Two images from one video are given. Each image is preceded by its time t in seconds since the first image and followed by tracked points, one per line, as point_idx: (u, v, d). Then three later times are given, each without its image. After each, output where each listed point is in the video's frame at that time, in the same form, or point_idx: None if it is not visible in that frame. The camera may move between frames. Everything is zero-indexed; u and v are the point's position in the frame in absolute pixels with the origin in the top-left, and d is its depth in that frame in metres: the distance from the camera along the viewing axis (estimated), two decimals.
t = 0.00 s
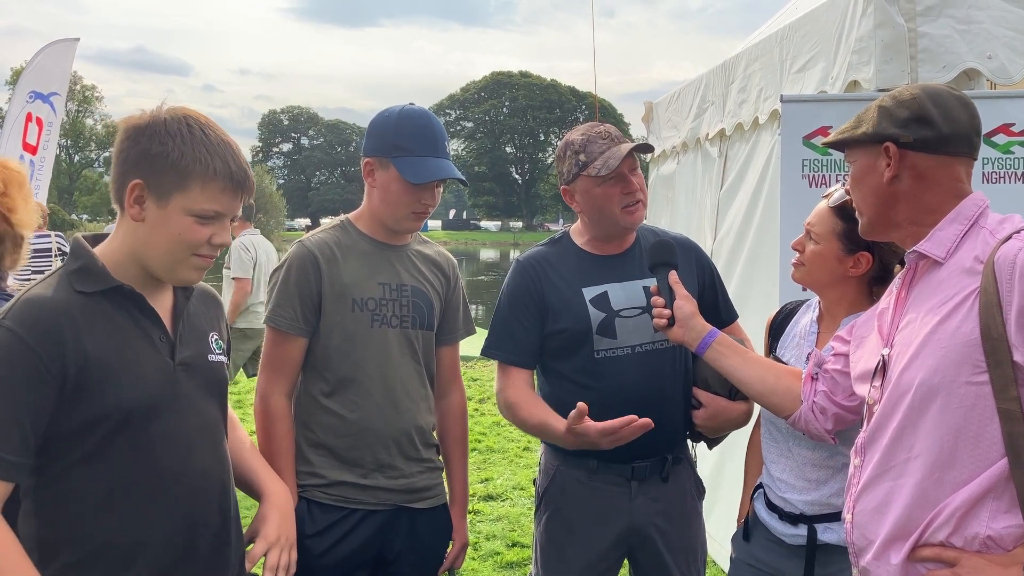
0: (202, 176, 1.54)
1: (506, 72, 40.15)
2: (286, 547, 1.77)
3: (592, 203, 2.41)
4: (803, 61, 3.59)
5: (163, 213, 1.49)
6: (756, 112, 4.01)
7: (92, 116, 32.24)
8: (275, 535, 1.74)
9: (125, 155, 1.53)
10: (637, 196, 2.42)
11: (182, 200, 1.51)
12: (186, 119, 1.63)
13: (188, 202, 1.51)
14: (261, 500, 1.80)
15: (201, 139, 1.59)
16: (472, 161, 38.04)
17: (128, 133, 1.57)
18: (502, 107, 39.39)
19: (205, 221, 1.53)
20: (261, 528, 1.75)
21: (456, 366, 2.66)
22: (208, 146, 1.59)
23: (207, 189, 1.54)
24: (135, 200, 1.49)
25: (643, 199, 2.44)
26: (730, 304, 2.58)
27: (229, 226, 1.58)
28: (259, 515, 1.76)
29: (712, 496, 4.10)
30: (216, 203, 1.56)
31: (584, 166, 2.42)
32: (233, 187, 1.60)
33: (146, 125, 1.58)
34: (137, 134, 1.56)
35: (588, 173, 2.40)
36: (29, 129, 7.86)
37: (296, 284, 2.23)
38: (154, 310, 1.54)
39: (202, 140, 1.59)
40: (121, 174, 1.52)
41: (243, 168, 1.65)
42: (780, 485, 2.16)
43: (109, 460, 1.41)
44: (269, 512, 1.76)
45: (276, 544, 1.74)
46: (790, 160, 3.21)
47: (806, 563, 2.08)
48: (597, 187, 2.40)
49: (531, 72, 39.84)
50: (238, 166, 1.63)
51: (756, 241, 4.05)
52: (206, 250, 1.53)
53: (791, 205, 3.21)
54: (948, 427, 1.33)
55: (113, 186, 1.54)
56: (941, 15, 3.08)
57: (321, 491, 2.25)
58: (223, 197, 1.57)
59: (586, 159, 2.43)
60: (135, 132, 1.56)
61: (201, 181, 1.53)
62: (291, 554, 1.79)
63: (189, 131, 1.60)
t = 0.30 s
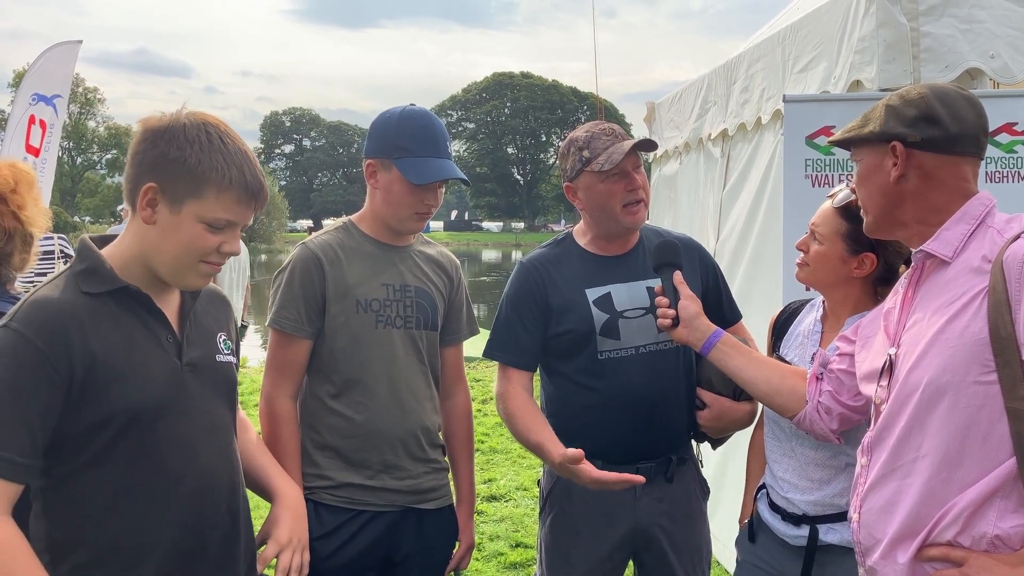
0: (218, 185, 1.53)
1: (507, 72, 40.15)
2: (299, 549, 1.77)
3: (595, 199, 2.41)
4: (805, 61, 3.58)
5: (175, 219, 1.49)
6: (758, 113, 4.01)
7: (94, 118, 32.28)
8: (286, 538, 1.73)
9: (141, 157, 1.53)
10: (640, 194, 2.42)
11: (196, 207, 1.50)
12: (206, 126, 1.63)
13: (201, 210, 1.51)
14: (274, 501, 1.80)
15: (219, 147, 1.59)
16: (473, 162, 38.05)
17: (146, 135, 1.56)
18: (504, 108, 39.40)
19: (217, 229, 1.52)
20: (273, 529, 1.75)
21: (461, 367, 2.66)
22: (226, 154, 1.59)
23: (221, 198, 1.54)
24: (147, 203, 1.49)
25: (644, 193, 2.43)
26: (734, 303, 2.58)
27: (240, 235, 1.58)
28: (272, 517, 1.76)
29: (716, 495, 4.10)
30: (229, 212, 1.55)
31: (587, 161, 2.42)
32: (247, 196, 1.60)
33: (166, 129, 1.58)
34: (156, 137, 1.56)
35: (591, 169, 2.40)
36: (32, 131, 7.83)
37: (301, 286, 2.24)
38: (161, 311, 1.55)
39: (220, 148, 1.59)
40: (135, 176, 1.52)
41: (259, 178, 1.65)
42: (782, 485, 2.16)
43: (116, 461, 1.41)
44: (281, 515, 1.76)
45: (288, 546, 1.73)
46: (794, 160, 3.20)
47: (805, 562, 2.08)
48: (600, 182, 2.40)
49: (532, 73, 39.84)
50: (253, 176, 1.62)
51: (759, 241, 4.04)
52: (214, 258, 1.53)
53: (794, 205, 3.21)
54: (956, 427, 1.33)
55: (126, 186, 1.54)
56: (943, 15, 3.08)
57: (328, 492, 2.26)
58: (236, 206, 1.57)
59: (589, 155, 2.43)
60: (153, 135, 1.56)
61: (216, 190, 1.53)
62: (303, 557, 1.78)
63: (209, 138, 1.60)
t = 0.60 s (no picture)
0: (258, 219, 1.54)
1: (508, 72, 40.13)
2: (303, 551, 1.75)
3: (597, 199, 2.41)
4: (806, 59, 3.58)
5: (209, 242, 1.49)
6: (760, 111, 4.00)
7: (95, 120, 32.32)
8: (290, 540, 1.72)
9: (185, 172, 1.52)
10: (642, 194, 2.43)
11: (231, 235, 1.51)
12: (258, 155, 1.63)
13: (236, 239, 1.51)
14: (279, 506, 1.80)
15: (266, 179, 1.60)
16: (474, 162, 38.05)
17: (196, 151, 1.55)
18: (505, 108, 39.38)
19: (244, 258, 1.54)
20: (276, 532, 1.74)
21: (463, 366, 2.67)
22: (272, 188, 1.59)
23: (258, 231, 1.55)
24: (183, 219, 1.48)
25: (645, 193, 2.43)
26: (737, 301, 2.58)
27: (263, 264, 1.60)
28: (277, 519, 1.76)
29: (719, 494, 4.10)
30: (262, 245, 1.57)
31: (591, 161, 2.42)
32: (282, 232, 1.61)
33: (217, 149, 1.57)
34: (206, 156, 1.55)
35: (593, 169, 2.41)
36: (34, 132, 7.83)
37: (303, 286, 2.24)
38: (168, 313, 1.55)
39: (267, 179, 1.60)
40: (174, 189, 1.51)
41: (295, 213, 1.66)
42: (785, 485, 2.16)
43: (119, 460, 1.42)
44: (285, 518, 1.75)
45: (291, 548, 1.71)
46: (795, 159, 3.20)
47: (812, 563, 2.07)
48: (603, 182, 2.40)
49: (532, 73, 39.82)
50: (292, 213, 1.64)
51: (760, 240, 4.04)
52: (233, 282, 1.55)
53: (795, 204, 3.21)
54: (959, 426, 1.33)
55: (158, 194, 1.53)
56: (944, 12, 3.07)
57: (332, 493, 2.26)
58: (270, 241, 1.59)
59: (592, 155, 2.42)
60: (202, 152, 1.55)
61: (255, 222, 1.54)
62: (307, 560, 1.77)
63: (259, 168, 1.60)
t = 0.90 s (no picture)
0: (297, 244, 1.55)
1: (508, 70, 40.10)
2: (300, 551, 1.77)
3: (603, 196, 2.40)
4: (807, 57, 3.57)
5: (245, 261, 1.49)
6: (761, 109, 4.00)
7: (96, 120, 32.35)
8: (288, 537, 1.74)
9: (231, 188, 1.52)
10: (648, 193, 2.43)
11: (269, 257, 1.52)
12: (307, 179, 1.64)
13: (271, 261, 1.52)
14: (275, 505, 1.81)
15: (311, 206, 1.60)
16: (475, 161, 38.04)
17: (248, 168, 1.55)
18: (505, 106, 39.35)
19: (274, 279, 1.54)
20: (274, 529, 1.75)
21: (464, 365, 2.67)
22: (315, 215, 1.60)
23: (295, 257, 1.56)
24: (224, 234, 1.48)
25: (652, 192, 2.44)
26: (738, 300, 2.58)
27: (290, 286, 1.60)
28: (274, 518, 1.77)
29: (720, 493, 4.10)
30: (295, 269, 1.58)
31: (598, 159, 2.41)
32: (315, 257, 1.63)
33: (268, 169, 1.56)
34: (258, 175, 1.54)
35: (602, 167, 2.39)
36: (34, 133, 7.82)
37: (303, 287, 2.24)
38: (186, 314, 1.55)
39: (312, 207, 1.60)
40: (219, 202, 1.50)
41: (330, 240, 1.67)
42: (789, 484, 2.16)
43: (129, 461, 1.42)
44: (282, 516, 1.77)
45: (290, 545, 1.74)
46: (796, 157, 3.20)
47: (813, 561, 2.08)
48: (609, 181, 2.39)
49: (533, 71, 39.79)
50: (328, 241, 1.65)
51: (761, 238, 4.04)
52: (259, 300, 1.56)
53: (796, 202, 3.20)
54: (959, 425, 1.33)
55: (199, 202, 1.52)
56: (945, 9, 3.07)
57: (334, 494, 2.26)
58: (303, 266, 1.60)
59: (600, 153, 2.41)
60: (251, 171, 1.55)
61: (294, 248, 1.55)
62: (303, 558, 1.78)
63: (305, 194, 1.60)
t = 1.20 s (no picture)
0: (310, 253, 1.56)
1: (508, 70, 40.08)
2: (299, 552, 1.78)
3: (603, 195, 2.40)
4: (807, 55, 3.57)
5: (257, 267, 1.50)
6: (761, 108, 3.99)
7: (96, 120, 32.36)
8: (289, 538, 1.75)
9: (247, 192, 1.52)
10: (648, 192, 2.43)
11: (281, 264, 1.52)
12: (321, 187, 1.64)
13: (284, 269, 1.53)
14: (275, 505, 1.82)
15: (324, 214, 1.61)
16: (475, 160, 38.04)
17: (265, 174, 1.55)
18: (505, 106, 39.34)
19: (285, 286, 1.55)
20: (275, 530, 1.76)
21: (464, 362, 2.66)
22: (328, 224, 1.61)
23: (306, 264, 1.57)
24: (237, 240, 1.47)
25: (652, 190, 2.44)
26: (738, 300, 2.58)
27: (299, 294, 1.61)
28: (275, 518, 1.78)
29: (720, 492, 4.10)
30: (305, 277, 1.58)
31: (598, 158, 2.41)
32: (325, 265, 1.64)
33: (284, 176, 1.57)
34: (274, 181, 1.55)
35: (603, 165, 2.39)
36: (33, 132, 7.82)
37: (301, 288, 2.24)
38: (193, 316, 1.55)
39: (325, 215, 1.61)
40: (234, 207, 1.50)
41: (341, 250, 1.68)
42: (792, 484, 2.16)
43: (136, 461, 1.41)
44: (284, 517, 1.78)
45: (290, 546, 1.75)
46: (796, 156, 3.19)
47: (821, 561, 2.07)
48: (610, 179, 2.39)
49: (533, 71, 39.77)
50: (338, 249, 1.66)
51: (761, 237, 4.04)
52: (267, 306, 1.56)
53: (795, 201, 3.20)
54: (957, 424, 1.33)
55: (214, 204, 1.52)
56: (945, 8, 3.06)
57: (338, 493, 2.26)
58: (313, 273, 1.60)
59: (601, 151, 2.41)
60: (269, 177, 1.55)
61: (306, 256, 1.56)
62: (303, 561, 1.79)
63: (320, 203, 1.61)
